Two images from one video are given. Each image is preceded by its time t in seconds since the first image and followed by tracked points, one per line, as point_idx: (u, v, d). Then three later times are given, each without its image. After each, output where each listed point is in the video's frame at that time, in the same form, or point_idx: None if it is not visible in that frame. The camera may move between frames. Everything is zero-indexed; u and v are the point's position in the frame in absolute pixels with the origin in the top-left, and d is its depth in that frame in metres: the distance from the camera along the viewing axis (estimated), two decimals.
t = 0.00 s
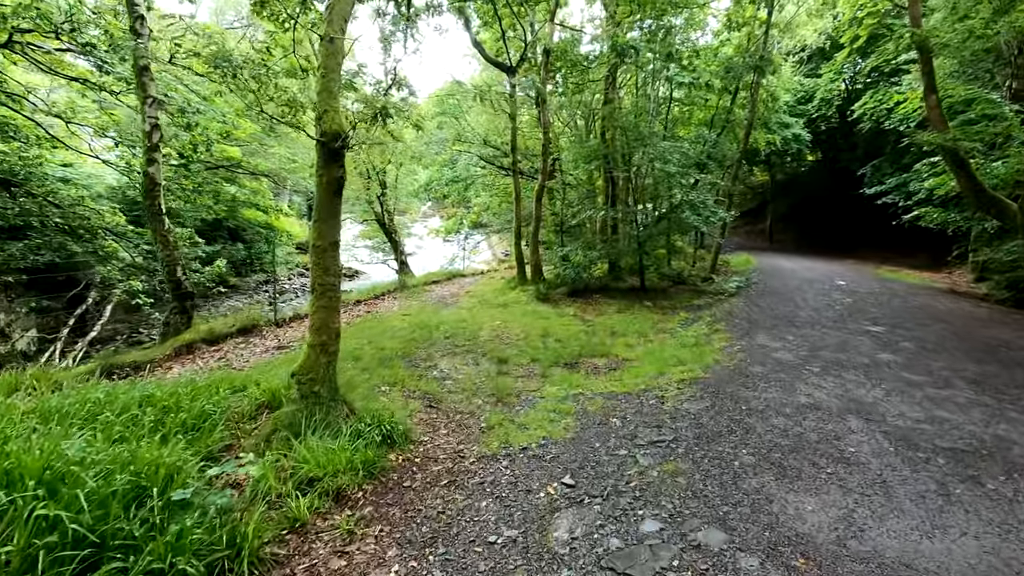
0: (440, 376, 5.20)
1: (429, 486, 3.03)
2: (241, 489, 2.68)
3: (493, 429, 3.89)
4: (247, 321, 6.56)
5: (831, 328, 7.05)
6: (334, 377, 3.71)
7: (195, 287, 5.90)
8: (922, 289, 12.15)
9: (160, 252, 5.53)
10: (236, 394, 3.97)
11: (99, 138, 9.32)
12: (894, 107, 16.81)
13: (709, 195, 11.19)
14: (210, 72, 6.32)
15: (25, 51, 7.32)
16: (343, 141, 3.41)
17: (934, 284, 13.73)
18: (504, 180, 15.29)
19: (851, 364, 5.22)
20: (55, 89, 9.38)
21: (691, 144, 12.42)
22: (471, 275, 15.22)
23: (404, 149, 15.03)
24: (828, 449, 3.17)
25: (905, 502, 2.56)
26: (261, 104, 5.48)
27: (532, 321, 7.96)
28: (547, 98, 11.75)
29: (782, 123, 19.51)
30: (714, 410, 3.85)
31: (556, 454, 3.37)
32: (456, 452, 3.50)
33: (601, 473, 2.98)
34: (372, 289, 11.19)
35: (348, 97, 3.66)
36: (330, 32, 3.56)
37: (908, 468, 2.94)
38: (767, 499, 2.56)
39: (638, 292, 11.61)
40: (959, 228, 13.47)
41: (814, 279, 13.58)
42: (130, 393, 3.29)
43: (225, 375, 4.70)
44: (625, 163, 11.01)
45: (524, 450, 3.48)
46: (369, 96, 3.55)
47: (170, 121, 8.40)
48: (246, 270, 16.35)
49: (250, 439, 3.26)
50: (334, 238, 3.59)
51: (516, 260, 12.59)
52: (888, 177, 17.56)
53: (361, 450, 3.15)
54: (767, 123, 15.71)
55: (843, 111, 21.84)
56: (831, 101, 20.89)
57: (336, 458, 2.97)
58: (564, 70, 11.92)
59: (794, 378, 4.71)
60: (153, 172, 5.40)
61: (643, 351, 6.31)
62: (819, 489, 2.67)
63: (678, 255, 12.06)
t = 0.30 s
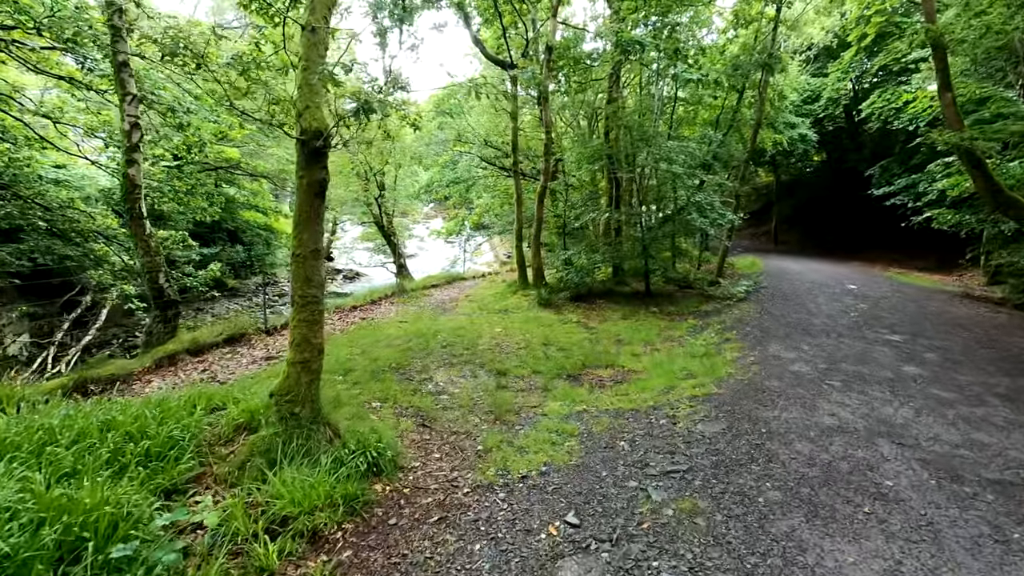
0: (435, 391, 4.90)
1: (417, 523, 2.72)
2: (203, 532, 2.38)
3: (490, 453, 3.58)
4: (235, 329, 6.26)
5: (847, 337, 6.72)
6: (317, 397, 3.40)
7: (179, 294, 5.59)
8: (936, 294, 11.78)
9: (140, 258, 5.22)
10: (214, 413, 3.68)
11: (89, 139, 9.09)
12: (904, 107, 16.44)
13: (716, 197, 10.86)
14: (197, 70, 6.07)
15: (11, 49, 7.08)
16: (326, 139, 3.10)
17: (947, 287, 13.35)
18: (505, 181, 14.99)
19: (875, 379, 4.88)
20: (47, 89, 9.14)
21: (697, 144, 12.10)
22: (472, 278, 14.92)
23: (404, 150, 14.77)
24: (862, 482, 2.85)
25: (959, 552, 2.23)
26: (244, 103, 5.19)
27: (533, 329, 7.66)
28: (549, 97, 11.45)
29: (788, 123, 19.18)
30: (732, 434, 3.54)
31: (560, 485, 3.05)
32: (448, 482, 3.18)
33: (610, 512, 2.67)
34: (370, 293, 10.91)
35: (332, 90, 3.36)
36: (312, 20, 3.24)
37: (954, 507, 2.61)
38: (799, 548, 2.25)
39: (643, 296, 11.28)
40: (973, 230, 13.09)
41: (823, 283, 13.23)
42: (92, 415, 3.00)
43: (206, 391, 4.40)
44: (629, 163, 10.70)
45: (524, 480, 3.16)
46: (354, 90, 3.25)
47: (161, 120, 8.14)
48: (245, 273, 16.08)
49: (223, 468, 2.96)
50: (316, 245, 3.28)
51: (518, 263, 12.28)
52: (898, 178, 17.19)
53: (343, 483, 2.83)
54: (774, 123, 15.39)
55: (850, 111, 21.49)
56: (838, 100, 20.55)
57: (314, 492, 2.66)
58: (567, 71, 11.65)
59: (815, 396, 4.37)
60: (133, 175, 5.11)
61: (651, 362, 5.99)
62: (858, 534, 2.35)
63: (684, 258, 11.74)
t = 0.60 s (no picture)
0: (432, 399, 4.62)
1: (403, 553, 2.43)
2: (159, 566, 2.11)
3: (487, 471, 3.29)
4: (227, 332, 6.02)
5: (868, 344, 6.38)
6: (300, 408, 3.12)
7: (167, 295, 5.35)
8: (955, 299, 11.38)
9: (125, 258, 4.98)
10: (192, 424, 3.42)
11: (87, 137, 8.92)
12: (919, 106, 16.01)
13: (727, 198, 10.52)
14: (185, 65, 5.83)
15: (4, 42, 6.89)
16: (310, 127, 2.82)
17: (965, 292, 12.91)
18: (511, 182, 14.73)
19: (903, 391, 4.55)
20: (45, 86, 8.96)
21: (707, 144, 11.76)
22: (477, 280, 14.65)
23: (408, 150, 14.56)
24: (904, 514, 2.53)
25: None
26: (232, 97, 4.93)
27: (537, 334, 7.36)
28: (555, 96, 11.18)
29: (799, 124, 18.78)
30: (753, 452, 3.23)
31: (563, 510, 2.75)
32: (441, 504, 2.89)
33: (622, 547, 2.36)
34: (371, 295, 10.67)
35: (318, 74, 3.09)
36: None
37: (1015, 544, 2.29)
38: None
39: (652, 300, 10.96)
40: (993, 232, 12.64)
41: (837, 287, 12.84)
42: (53, 428, 2.74)
43: (189, 399, 4.15)
44: (638, 163, 10.39)
45: (523, 503, 2.86)
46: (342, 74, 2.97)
47: (158, 117, 7.97)
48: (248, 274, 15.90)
49: (193, 487, 2.69)
50: (299, 243, 3.00)
51: (523, 265, 12.00)
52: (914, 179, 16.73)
53: (322, 507, 2.54)
54: (785, 124, 15.03)
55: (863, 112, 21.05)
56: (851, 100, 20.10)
57: (288, 518, 2.38)
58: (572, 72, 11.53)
59: (841, 410, 4.04)
60: (118, 170, 4.80)
61: (661, 370, 5.68)
62: None
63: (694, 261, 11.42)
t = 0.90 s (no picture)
0: (431, 413, 4.35)
1: None
2: None
3: (485, 499, 3.00)
4: (222, 337, 5.81)
5: (895, 357, 6.01)
6: (282, 428, 2.87)
7: (157, 299, 5.16)
8: (982, 307, 10.88)
9: (113, 260, 4.79)
10: (171, 441, 3.20)
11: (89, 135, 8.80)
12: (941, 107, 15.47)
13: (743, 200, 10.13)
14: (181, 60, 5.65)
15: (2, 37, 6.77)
16: (293, 120, 2.55)
17: (990, 299, 12.39)
18: (519, 183, 14.43)
19: (940, 412, 4.18)
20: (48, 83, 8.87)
21: (722, 145, 11.37)
22: (484, 283, 14.39)
23: (415, 150, 14.33)
24: (960, 567, 2.21)
25: None
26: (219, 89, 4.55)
27: (544, 341, 7.07)
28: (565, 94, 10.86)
29: (815, 125, 18.27)
30: (779, 484, 2.93)
31: (568, 551, 2.46)
32: (432, 539, 2.61)
33: None
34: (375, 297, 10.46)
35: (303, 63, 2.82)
36: None
37: None
38: None
39: (663, 304, 10.61)
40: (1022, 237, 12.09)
41: (856, 293, 12.37)
42: (11, 448, 2.52)
43: (176, 410, 3.94)
44: (649, 164, 10.05)
45: (523, 541, 2.57)
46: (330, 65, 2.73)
47: (160, 115, 7.83)
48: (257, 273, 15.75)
49: (160, 516, 2.45)
50: (281, 248, 2.74)
51: (532, 268, 11.71)
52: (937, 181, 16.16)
53: (297, 545, 2.28)
54: (802, 124, 14.57)
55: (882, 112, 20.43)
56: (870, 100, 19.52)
57: (257, 558, 2.13)
58: (582, 69, 11.39)
59: (874, 433, 3.69)
60: (105, 168, 4.57)
61: (675, 384, 5.36)
62: None
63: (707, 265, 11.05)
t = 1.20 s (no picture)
0: (428, 422, 4.09)
1: None
2: None
3: (484, 522, 2.73)
4: (212, 339, 5.56)
5: (919, 363, 5.69)
6: (261, 442, 2.61)
7: (143, 299, 4.94)
8: (1002, 310, 10.49)
9: (96, 259, 4.56)
10: (145, 454, 2.95)
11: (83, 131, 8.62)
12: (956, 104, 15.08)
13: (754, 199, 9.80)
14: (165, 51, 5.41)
15: None
16: (269, 102, 2.30)
17: (1009, 301, 12.00)
18: (523, 182, 14.12)
19: (979, 425, 3.85)
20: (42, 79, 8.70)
21: (731, 143, 11.05)
22: (487, 283, 14.12)
23: (418, 149, 14.11)
24: None
25: None
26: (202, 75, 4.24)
27: (549, 345, 6.79)
28: (570, 90, 10.57)
29: (825, 124, 17.89)
30: (811, 509, 2.64)
31: None
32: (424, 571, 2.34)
33: None
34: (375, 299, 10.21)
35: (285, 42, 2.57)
36: None
37: None
38: None
39: (671, 306, 10.31)
40: None
41: (870, 295, 12.01)
42: None
43: (157, 418, 3.70)
44: (657, 162, 9.75)
45: None
46: (311, 44, 2.48)
47: (154, 111, 7.62)
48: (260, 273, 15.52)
49: (121, 543, 2.20)
50: (259, 245, 2.48)
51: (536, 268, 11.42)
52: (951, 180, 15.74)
53: None
54: (813, 123, 14.24)
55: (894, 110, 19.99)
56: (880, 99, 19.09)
57: None
58: (588, 66, 11.19)
59: (911, 451, 3.37)
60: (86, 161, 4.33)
61: (688, 392, 5.05)
62: None
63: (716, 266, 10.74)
